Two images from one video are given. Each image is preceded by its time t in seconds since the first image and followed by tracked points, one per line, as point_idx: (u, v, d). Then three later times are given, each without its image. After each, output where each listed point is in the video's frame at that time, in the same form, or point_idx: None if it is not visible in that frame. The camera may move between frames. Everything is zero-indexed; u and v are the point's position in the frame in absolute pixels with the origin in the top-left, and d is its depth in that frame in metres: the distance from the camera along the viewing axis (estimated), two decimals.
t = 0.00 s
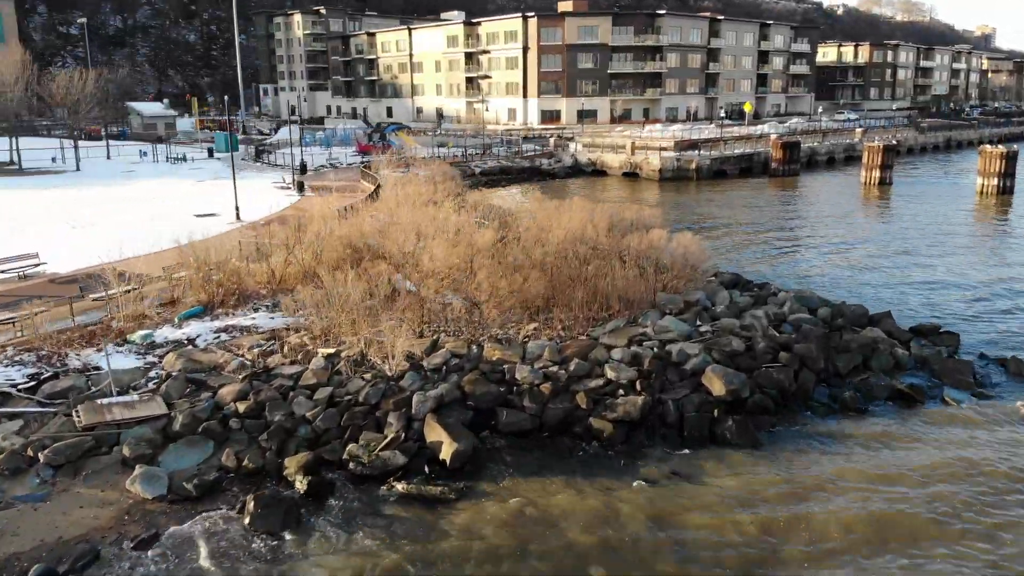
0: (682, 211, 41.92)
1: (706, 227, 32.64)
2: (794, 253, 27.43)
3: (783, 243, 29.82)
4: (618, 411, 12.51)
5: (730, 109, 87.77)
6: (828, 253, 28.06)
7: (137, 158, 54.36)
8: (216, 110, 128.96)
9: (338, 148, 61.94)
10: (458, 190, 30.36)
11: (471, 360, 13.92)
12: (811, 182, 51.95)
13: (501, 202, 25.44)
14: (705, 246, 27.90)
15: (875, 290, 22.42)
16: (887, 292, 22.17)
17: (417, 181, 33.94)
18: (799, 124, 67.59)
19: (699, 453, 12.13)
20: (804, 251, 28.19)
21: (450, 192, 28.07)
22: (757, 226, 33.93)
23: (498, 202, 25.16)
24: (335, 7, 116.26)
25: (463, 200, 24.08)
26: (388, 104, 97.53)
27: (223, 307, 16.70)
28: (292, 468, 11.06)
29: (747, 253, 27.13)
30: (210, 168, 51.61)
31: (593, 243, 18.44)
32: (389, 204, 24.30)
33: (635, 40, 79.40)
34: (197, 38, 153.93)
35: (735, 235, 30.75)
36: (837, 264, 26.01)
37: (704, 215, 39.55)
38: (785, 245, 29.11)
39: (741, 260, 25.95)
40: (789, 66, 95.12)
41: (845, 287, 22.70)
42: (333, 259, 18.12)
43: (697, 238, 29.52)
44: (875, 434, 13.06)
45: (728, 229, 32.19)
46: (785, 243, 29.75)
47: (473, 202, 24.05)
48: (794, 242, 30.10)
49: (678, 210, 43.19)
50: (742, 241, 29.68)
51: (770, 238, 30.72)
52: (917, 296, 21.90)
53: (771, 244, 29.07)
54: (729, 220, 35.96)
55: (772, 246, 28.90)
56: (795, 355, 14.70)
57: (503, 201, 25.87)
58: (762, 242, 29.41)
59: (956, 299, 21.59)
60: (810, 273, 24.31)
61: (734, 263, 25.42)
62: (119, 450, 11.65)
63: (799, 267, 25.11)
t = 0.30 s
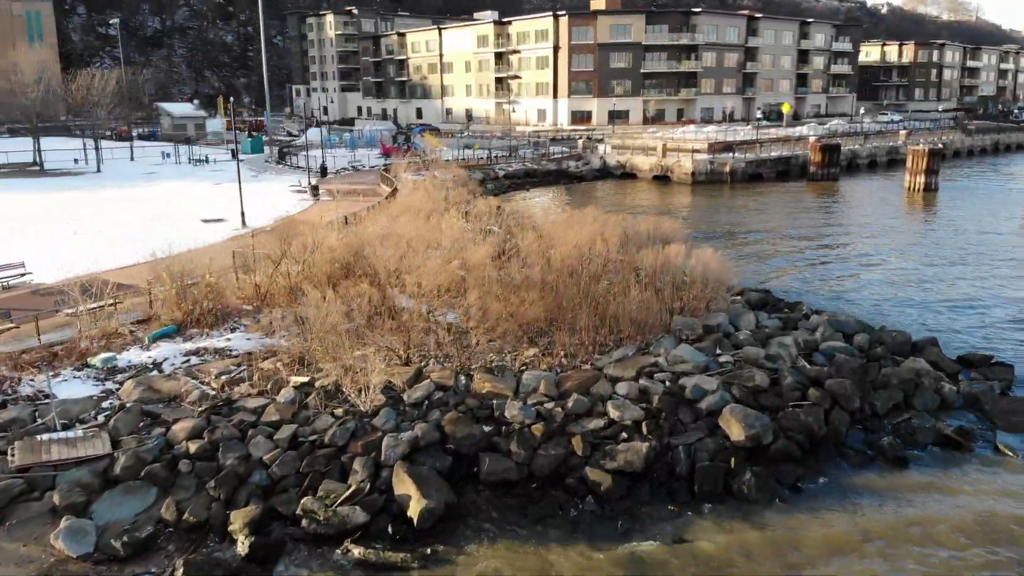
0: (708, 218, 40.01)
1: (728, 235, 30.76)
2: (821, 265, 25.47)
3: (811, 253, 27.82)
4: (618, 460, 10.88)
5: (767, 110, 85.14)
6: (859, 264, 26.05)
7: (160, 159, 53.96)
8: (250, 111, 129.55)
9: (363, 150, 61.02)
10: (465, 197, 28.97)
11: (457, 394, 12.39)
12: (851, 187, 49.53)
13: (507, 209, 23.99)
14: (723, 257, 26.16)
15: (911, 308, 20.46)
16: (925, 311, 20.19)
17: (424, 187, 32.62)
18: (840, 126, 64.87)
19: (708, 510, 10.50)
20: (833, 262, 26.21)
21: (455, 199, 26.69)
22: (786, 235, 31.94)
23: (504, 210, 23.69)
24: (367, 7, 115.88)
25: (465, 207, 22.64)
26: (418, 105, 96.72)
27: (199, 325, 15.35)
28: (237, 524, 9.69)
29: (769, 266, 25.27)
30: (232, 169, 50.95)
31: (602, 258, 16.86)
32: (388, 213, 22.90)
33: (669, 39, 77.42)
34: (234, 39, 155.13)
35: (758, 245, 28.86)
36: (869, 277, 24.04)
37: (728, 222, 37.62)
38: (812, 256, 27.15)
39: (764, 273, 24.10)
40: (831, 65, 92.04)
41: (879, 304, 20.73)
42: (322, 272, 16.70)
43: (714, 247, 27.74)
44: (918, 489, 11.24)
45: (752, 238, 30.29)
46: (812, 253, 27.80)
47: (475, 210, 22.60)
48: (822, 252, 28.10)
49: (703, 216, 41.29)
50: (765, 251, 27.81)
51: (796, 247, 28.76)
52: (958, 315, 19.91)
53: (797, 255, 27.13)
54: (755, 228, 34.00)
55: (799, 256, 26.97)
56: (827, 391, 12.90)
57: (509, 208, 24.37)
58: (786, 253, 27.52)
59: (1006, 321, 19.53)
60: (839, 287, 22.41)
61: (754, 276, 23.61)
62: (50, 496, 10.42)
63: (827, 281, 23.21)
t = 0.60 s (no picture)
0: (731, 226, 38.11)
1: (745, 244, 29.01)
2: (847, 278, 23.60)
3: (834, 264, 25.92)
4: (601, 520, 9.33)
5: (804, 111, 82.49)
6: (887, 276, 24.12)
7: (180, 160, 53.54)
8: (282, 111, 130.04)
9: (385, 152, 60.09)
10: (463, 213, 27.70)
11: (427, 432, 10.93)
12: (890, 192, 47.17)
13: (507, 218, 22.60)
14: (734, 267, 24.39)
15: (944, 326, 18.56)
16: (966, 332, 18.24)
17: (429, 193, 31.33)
18: (880, 128, 62.22)
19: None
20: (860, 274, 24.30)
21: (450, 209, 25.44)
22: (810, 243, 30.05)
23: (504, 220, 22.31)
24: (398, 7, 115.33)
25: (460, 216, 21.29)
26: (446, 105, 95.83)
27: (163, 345, 14.21)
28: None
29: (788, 277, 23.48)
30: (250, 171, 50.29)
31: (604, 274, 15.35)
32: (380, 223, 21.66)
33: (702, 37, 74.86)
34: (269, 40, 156.01)
35: (778, 255, 27.04)
36: (897, 291, 22.11)
37: (749, 230, 35.82)
38: (836, 267, 25.27)
39: (782, 286, 22.33)
40: (872, 65, 88.93)
41: (909, 323, 18.83)
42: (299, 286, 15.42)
43: (725, 257, 26.00)
44: (956, 560, 9.51)
45: (771, 248, 28.47)
46: (834, 264, 25.92)
47: (473, 218, 21.18)
48: (847, 262, 26.18)
49: (725, 225, 39.38)
50: (783, 261, 25.92)
51: (819, 257, 26.87)
52: (1001, 334, 17.93)
53: (820, 266, 25.26)
54: (777, 236, 32.16)
55: (821, 267, 25.11)
56: (851, 437, 11.19)
57: (511, 217, 23.01)
58: (806, 264, 25.65)
59: None
60: (863, 304, 20.57)
61: (768, 289, 21.86)
62: None
63: (850, 296, 21.37)
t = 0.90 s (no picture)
0: (756, 233, 36.25)
1: (767, 254, 27.24)
2: (873, 291, 21.90)
3: (861, 275, 24.05)
4: None
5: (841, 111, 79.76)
6: (919, 290, 22.23)
7: (198, 160, 53.15)
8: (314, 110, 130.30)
9: (406, 152, 59.17)
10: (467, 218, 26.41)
11: (372, 479, 9.67)
12: (928, 197, 44.92)
13: (503, 225, 21.28)
14: (751, 280, 22.71)
15: (979, 350, 16.75)
16: (1004, 356, 16.44)
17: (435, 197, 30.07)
18: (920, 129, 59.62)
19: None
20: (889, 287, 22.42)
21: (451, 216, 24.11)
22: (839, 253, 28.13)
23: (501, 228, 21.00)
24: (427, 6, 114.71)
25: (451, 225, 20.11)
26: (474, 105, 94.93)
27: (112, 364, 13.19)
28: None
29: (809, 291, 21.71)
30: (266, 172, 49.66)
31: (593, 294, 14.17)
32: (367, 233, 20.56)
33: (735, 34, 72.38)
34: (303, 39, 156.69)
35: (802, 266, 25.25)
36: (930, 307, 20.25)
37: (774, 238, 33.99)
38: (864, 279, 23.41)
39: (802, 300, 20.61)
40: (913, 64, 85.88)
41: (942, 347, 17.03)
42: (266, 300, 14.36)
43: (742, 269, 24.32)
44: None
45: (794, 258, 26.68)
46: (861, 275, 24.06)
47: (463, 226, 20.02)
48: (877, 274, 24.29)
49: (751, 232, 37.52)
50: (806, 273, 24.12)
51: (847, 268, 25.00)
52: None
53: (846, 278, 23.43)
54: (804, 245, 30.27)
55: (848, 280, 23.25)
56: (862, 493, 9.63)
57: (507, 226, 21.72)
58: (831, 275, 23.82)
59: None
60: (890, 323, 18.80)
61: (786, 303, 20.19)
62: None
63: (877, 314, 19.57)
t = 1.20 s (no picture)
0: (780, 242, 34.51)
1: (784, 266, 25.65)
2: (897, 306, 20.28)
3: (883, 288, 22.33)
4: None
5: (879, 112, 77.00)
6: (946, 305, 20.48)
7: (217, 160, 52.85)
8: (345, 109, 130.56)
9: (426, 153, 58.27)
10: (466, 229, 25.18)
11: (285, 534, 8.59)
12: (967, 203, 42.65)
13: (492, 237, 20.16)
14: (762, 295, 21.20)
15: (1010, 377, 15.11)
16: None
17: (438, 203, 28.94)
18: (961, 131, 57.00)
19: None
20: (914, 302, 20.68)
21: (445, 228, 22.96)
22: (865, 264, 26.34)
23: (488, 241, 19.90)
24: (458, 5, 113.90)
25: (431, 233, 19.02)
26: (501, 104, 94.05)
27: (47, 384, 12.29)
28: None
29: (824, 306, 20.14)
30: (283, 172, 49.11)
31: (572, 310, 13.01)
32: (345, 243, 19.55)
33: (768, 32, 70.04)
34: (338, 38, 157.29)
35: (820, 278, 23.61)
36: (957, 326, 18.52)
37: (797, 248, 32.28)
38: (887, 292, 21.72)
39: (815, 317, 19.06)
40: (956, 63, 82.81)
41: (967, 373, 15.38)
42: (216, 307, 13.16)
43: (755, 282, 22.80)
44: None
45: (813, 270, 25.04)
46: (884, 288, 22.35)
47: (444, 235, 18.93)
48: (901, 287, 22.54)
49: (774, 239, 35.73)
50: (824, 286, 22.48)
51: (869, 281, 23.30)
52: None
53: (867, 292, 21.75)
54: (827, 255, 28.52)
55: (869, 293, 21.55)
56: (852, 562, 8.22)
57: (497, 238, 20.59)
58: (850, 289, 22.17)
59: None
60: (909, 343, 17.18)
61: (797, 321, 18.66)
62: None
63: (896, 332, 17.93)
